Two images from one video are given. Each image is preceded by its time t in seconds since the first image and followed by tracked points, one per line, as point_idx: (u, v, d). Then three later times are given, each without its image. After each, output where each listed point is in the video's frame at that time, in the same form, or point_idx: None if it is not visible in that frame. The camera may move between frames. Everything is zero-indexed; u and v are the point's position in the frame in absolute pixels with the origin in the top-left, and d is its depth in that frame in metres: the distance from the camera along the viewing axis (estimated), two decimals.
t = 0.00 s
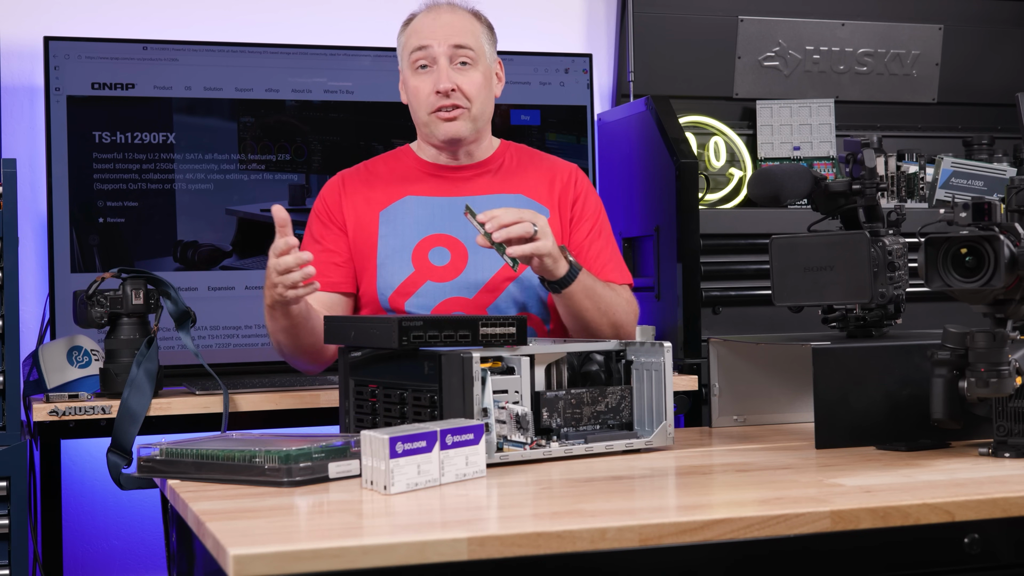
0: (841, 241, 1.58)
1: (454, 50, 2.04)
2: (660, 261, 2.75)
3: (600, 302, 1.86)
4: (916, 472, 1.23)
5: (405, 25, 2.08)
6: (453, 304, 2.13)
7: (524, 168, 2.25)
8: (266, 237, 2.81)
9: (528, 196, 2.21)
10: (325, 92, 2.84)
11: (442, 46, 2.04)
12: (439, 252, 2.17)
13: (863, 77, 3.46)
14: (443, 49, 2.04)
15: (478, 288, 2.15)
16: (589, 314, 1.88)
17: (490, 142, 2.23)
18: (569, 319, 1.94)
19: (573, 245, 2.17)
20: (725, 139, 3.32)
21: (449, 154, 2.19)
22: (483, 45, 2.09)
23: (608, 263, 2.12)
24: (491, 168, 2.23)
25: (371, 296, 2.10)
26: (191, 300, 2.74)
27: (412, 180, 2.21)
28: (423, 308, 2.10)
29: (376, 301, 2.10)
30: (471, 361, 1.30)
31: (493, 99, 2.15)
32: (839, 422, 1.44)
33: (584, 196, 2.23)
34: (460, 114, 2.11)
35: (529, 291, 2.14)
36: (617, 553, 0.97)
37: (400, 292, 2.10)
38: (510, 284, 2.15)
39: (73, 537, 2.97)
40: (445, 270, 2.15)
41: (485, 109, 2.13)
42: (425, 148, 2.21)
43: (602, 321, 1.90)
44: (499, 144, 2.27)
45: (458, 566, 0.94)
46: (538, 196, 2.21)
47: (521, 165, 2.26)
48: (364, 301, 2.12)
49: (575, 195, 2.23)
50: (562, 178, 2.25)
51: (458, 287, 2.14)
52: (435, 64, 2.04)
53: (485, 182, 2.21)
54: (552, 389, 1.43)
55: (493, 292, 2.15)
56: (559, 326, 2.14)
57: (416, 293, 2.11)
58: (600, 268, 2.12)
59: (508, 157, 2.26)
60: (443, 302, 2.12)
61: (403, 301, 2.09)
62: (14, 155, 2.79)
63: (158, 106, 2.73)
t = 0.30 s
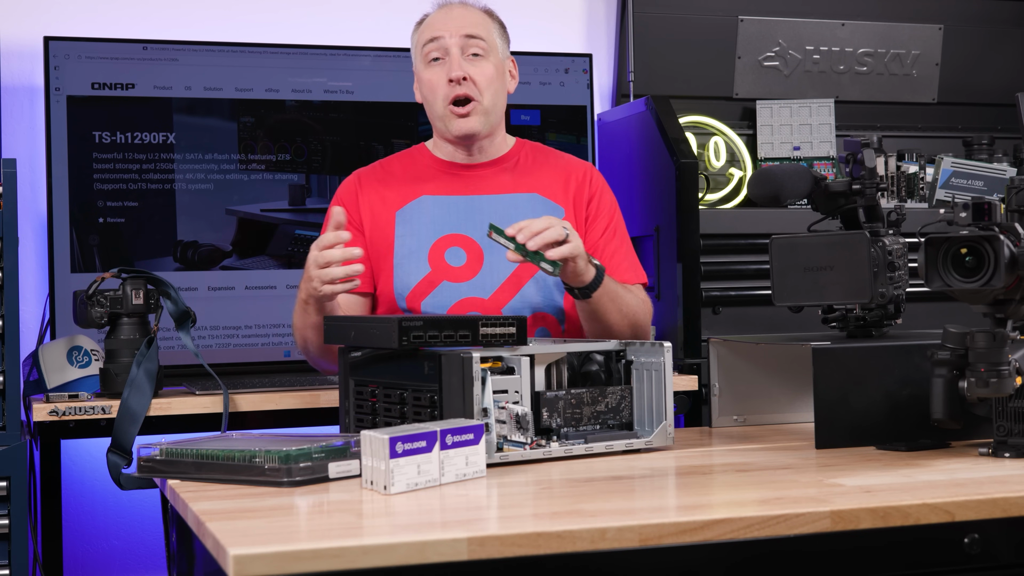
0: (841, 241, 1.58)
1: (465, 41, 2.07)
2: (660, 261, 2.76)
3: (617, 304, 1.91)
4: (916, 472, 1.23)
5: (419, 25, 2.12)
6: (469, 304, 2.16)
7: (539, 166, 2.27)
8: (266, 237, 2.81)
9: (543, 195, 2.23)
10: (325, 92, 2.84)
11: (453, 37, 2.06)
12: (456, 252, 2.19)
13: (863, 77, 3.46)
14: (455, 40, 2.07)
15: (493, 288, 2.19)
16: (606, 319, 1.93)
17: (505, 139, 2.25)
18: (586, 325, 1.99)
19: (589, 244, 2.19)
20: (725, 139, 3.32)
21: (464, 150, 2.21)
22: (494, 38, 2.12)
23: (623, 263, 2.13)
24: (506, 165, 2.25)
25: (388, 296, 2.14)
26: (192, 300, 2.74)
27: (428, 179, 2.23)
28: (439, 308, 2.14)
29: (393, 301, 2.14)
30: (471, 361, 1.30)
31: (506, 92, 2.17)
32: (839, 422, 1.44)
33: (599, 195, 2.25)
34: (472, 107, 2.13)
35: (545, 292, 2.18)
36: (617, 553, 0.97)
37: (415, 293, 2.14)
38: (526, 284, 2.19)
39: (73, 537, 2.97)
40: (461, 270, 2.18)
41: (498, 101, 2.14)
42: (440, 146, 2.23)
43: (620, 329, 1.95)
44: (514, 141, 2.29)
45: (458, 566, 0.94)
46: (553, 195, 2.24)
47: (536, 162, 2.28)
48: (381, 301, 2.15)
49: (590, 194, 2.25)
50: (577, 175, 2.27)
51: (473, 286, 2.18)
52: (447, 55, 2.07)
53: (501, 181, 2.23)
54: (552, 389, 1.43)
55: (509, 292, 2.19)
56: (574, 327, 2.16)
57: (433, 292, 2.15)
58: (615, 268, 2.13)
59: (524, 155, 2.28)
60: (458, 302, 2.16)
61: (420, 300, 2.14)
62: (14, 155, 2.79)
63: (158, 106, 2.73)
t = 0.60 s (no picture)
0: (841, 241, 1.58)
1: (470, 32, 2.02)
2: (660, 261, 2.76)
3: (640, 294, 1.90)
4: (916, 472, 1.23)
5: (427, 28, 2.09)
6: (480, 298, 2.12)
7: (552, 159, 2.21)
8: (266, 237, 2.81)
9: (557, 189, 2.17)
10: (325, 92, 2.84)
11: (457, 29, 2.02)
12: (468, 247, 2.15)
13: (863, 77, 3.46)
14: (459, 32, 2.01)
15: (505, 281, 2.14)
16: (626, 304, 1.91)
17: (517, 135, 2.17)
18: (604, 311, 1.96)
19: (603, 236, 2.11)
20: (725, 139, 3.32)
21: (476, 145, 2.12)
22: (500, 31, 2.06)
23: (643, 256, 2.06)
24: (519, 158, 2.18)
25: (399, 288, 2.10)
26: (191, 300, 2.74)
27: (441, 173, 2.15)
28: (448, 303, 2.10)
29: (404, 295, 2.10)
30: (471, 361, 1.30)
31: (516, 85, 2.09)
32: (838, 422, 1.44)
33: (613, 187, 2.18)
34: (481, 98, 2.05)
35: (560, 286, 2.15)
36: (617, 553, 0.97)
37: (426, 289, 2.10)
38: (541, 276, 2.15)
39: (73, 537, 2.96)
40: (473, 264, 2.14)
41: (507, 92, 2.07)
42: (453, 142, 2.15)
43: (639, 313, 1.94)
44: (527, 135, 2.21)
45: (458, 565, 0.94)
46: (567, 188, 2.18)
47: (549, 156, 2.21)
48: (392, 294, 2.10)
49: (604, 187, 2.18)
50: (590, 168, 2.20)
51: (484, 281, 2.14)
52: (452, 48, 2.01)
53: (515, 175, 2.16)
54: (552, 389, 1.43)
55: (521, 286, 2.15)
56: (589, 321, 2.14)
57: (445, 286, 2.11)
58: (632, 259, 2.07)
59: (537, 149, 2.21)
60: (470, 296, 2.12)
61: (431, 294, 2.09)
62: (14, 155, 2.79)
63: (158, 106, 2.73)
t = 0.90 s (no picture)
0: (841, 241, 1.58)
1: (478, 39, 2.04)
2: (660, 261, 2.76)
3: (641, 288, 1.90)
4: (916, 472, 1.23)
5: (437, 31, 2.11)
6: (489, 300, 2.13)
7: (563, 161, 2.24)
8: (266, 237, 2.81)
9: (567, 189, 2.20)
10: (325, 92, 2.84)
11: (465, 36, 2.04)
12: (478, 249, 2.17)
13: (863, 77, 3.46)
14: (467, 39, 2.04)
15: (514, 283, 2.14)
16: (626, 295, 1.89)
17: (527, 137, 2.21)
18: (604, 304, 1.94)
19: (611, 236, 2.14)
20: (725, 139, 3.32)
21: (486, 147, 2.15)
22: (508, 37, 2.08)
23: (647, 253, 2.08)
24: (530, 161, 2.21)
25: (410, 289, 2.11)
26: (192, 300, 2.74)
27: (452, 175, 2.18)
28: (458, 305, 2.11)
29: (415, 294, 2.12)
30: (471, 361, 1.30)
31: (525, 89, 2.11)
32: (838, 422, 1.44)
33: (621, 187, 2.22)
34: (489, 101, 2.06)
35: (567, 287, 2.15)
36: (617, 553, 0.97)
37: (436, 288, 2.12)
38: (548, 276, 2.15)
39: (73, 537, 2.96)
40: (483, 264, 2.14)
41: (516, 97, 2.08)
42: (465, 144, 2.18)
43: (639, 302, 1.92)
44: (538, 138, 2.25)
45: (458, 565, 0.94)
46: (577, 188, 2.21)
47: (560, 158, 2.25)
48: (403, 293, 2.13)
49: (612, 188, 2.23)
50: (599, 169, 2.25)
51: (494, 283, 2.14)
52: (460, 55, 2.04)
53: (526, 177, 2.19)
54: (552, 389, 1.43)
55: (530, 287, 2.14)
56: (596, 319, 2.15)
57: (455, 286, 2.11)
58: (639, 257, 2.09)
59: (548, 151, 2.25)
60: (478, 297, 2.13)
61: (441, 293, 2.11)
62: (14, 155, 2.79)
63: (158, 106, 2.73)
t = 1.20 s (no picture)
0: (841, 240, 1.58)
1: (479, 43, 2.08)
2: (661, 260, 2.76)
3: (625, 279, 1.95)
4: (916, 472, 1.23)
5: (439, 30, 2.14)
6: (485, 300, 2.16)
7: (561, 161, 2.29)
8: (266, 237, 2.81)
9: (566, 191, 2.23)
10: (325, 92, 2.84)
11: (467, 40, 2.08)
12: (476, 247, 2.19)
13: (863, 77, 3.46)
14: (468, 43, 2.08)
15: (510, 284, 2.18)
16: (608, 283, 1.94)
17: (528, 137, 2.25)
18: (587, 294, 1.99)
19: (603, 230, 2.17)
20: (725, 139, 3.32)
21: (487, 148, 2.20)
22: (510, 38, 2.12)
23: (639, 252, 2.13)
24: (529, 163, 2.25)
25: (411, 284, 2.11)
26: (191, 300, 2.74)
27: (452, 174, 2.22)
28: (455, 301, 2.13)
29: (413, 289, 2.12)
30: (471, 361, 1.30)
31: (526, 91, 2.16)
32: (838, 422, 1.44)
33: (618, 186, 2.25)
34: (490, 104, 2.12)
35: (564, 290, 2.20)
36: (617, 553, 0.97)
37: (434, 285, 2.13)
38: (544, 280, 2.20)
39: (73, 537, 2.96)
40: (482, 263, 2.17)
41: (516, 99, 2.14)
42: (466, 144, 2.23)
43: (623, 295, 1.96)
44: (538, 140, 2.29)
45: (458, 565, 0.94)
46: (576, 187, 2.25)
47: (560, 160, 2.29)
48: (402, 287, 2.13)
49: (609, 187, 2.26)
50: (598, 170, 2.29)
51: (491, 283, 2.16)
52: (462, 59, 2.08)
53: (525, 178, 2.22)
54: (552, 389, 1.43)
55: (526, 288, 2.19)
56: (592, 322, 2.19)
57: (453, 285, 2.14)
58: (633, 256, 2.13)
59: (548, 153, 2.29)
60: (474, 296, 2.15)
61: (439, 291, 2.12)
62: (14, 155, 2.79)
63: (158, 106, 2.73)
